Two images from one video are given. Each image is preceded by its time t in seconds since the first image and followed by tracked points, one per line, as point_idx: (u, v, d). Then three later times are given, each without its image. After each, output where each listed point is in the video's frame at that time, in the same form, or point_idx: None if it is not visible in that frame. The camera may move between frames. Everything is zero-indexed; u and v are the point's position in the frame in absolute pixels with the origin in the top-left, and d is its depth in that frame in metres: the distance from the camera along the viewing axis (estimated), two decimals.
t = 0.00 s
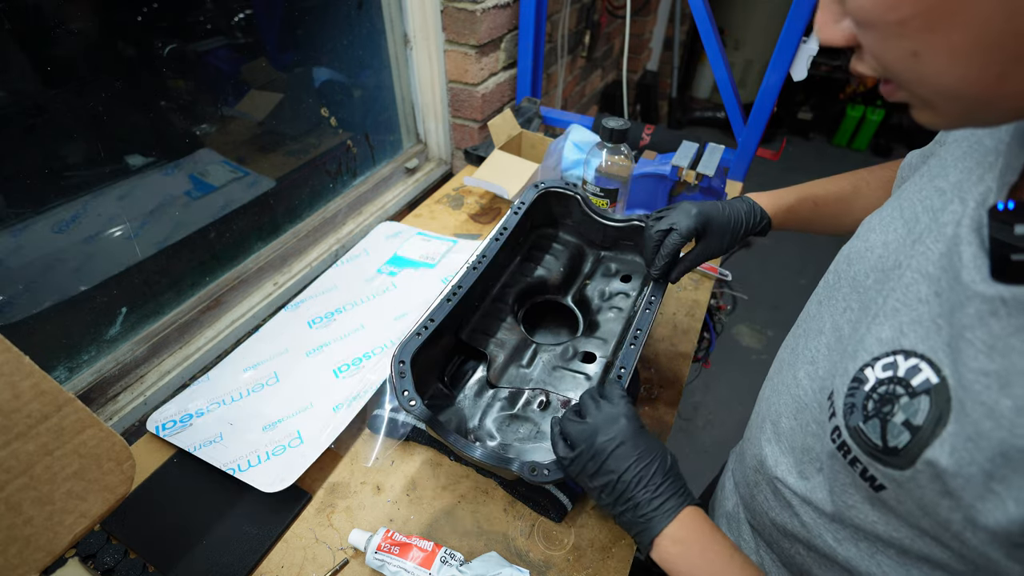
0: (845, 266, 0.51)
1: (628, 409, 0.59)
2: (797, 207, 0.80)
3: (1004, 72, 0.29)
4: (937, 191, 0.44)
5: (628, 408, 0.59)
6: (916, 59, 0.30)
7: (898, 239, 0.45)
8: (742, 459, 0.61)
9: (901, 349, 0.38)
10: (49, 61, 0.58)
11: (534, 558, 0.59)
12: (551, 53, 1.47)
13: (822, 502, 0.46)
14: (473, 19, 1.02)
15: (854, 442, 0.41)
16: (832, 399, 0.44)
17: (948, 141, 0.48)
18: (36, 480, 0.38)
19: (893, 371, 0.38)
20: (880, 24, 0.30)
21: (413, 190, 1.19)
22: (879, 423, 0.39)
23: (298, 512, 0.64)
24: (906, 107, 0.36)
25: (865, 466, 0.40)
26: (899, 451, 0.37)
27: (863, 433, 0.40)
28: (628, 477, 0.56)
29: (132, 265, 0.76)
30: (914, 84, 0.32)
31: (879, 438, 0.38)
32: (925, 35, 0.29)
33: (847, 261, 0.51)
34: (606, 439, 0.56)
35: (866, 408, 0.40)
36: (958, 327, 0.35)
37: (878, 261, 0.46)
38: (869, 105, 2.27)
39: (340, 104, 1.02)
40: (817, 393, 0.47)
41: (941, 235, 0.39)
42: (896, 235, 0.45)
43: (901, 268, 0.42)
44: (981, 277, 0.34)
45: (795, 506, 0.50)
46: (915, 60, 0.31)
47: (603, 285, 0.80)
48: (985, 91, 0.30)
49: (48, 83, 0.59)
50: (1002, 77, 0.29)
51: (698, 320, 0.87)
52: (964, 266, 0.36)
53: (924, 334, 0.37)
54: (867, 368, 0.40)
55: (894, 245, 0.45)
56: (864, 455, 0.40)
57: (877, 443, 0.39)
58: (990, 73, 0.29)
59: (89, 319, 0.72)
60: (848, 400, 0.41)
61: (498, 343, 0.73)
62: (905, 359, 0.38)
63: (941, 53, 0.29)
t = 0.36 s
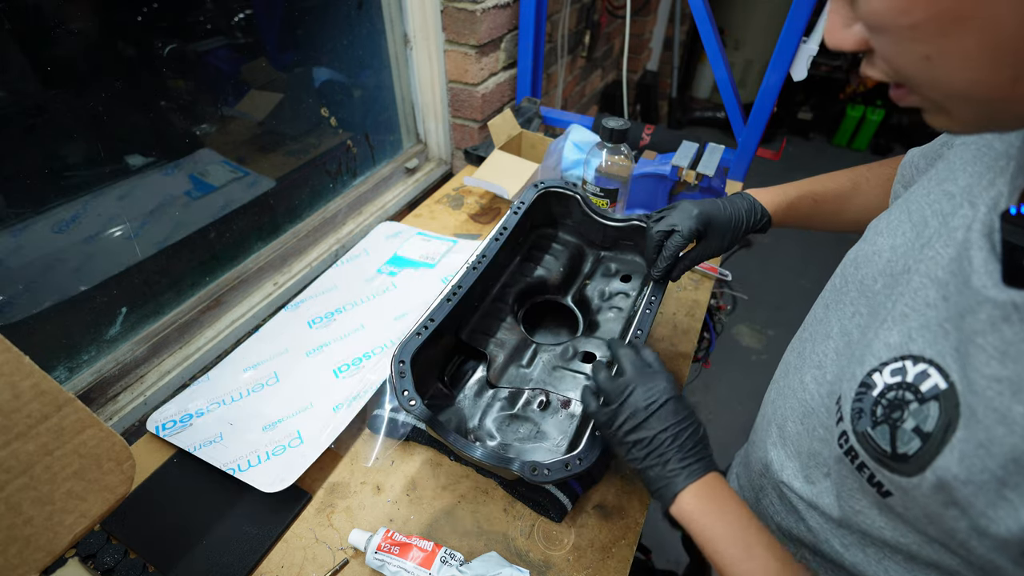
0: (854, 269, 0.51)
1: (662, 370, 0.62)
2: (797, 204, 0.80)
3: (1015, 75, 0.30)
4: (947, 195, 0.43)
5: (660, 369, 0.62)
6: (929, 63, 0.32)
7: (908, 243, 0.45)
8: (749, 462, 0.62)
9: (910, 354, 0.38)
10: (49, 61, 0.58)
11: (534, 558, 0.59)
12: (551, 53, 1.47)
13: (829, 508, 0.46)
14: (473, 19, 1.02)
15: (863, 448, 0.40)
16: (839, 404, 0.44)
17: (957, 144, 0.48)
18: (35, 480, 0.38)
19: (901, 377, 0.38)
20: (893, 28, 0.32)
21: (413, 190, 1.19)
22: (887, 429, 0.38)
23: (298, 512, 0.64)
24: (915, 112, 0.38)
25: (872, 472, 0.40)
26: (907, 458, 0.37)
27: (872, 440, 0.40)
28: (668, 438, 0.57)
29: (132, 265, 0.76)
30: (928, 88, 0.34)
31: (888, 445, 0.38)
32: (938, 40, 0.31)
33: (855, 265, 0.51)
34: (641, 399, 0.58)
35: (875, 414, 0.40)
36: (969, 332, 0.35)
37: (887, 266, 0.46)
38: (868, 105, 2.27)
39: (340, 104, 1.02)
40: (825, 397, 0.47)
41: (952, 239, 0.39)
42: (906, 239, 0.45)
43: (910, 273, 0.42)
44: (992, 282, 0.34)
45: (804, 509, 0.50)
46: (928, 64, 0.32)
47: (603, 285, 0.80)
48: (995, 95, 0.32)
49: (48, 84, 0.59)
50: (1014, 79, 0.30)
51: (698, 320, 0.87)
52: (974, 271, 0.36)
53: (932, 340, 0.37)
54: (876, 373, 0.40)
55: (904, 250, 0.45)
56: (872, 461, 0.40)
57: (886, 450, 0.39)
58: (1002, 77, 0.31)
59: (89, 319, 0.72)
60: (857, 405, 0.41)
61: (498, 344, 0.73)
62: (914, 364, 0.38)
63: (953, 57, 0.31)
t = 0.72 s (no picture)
0: (857, 268, 0.51)
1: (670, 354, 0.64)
2: (801, 204, 0.80)
3: (999, 67, 0.31)
4: (949, 194, 0.44)
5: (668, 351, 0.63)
6: (918, 51, 0.33)
7: (911, 241, 0.45)
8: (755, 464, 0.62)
9: (909, 352, 0.38)
10: (49, 61, 0.58)
11: (534, 558, 0.59)
12: (551, 53, 1.47)
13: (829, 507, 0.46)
14: (473, 19, 1.02)
15: (863, 445, 0.41)
16: (840, 401, 0.44)
17: (962, 143, 0.48)
18: (35, 480, 0.38)
19: (901, 374, 0.38)
20: (888, 15, 0.33)
21: (413, 190, 1.19)
22: (888, 426, 0.38)
23: (298, 512, 0.64)
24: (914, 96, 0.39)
25: (872, 469, 0.40)
26: (906, 453, 0.37)
27: (873, 436, 0.40)
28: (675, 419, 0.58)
29: (132, 264, 0.76)
30: (920, 77, 0.35)
31: (888, 441, 0.38)
32: (929, 29, 0.32)
33: (857, 265, 0.51)
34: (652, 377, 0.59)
35: (875, 411, 0.40)
36: (968, 329, 0.35)
37: (889, 264, 0.46)
38: (868, 105, 2.27)
39: (340, 104, 1.02)
40: (825, 395, 0.47)
41: (953, 236, 0.39)
42: (908, 237, 0.45)
43: (912, 271, 0.42)
44: (993, 279, 0.34)
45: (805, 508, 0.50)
46: (917, 53, 0.33)
47: (603, 285, 0.80)
48: (983, 85, 0.33)
49: (48, 84, 0.59)
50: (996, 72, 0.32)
51: (698, 320, 0.87)
52: (975, 268, 0.36)
53: (932, 337, 0.37)
54: (876, 370, 0.40)
55: (906, 248, 0.45)
56: (872, 458, 0.40)
57: (886, 446, 0.39)
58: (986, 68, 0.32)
59: (89, 319, 0.73)
60: (856, 402, 0.41)
61: (498, 343, 0.73)
62: (914, 361, 0.38)
63: (941, 47, 0.32)
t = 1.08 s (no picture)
0: (857, 268, 0.51)
1: (572, 201, 0.64)
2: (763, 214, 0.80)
3: (1007, 49, 0.31)
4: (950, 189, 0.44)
5: (572, 201, 0.64)
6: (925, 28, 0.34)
7: (910, 234, 0.45)
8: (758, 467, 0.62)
9: (918, 328, 0.38)
10: (49, 61, 0.58)
11: (534, 558, 0.59)
12: (551, 53, 1.47)
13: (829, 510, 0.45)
14: (473, 19, 1.02)
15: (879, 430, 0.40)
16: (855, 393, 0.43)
17: (954, 142, 0.48)
18: (36, 480, 0.38)
19: (909, 349, 0.38)
20: None
21: (413, 190, 1.19)
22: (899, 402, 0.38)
23: (298, 512, 0.64)
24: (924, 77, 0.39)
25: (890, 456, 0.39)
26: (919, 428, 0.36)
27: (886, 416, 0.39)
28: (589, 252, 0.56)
29: (132, 264, 0.76)
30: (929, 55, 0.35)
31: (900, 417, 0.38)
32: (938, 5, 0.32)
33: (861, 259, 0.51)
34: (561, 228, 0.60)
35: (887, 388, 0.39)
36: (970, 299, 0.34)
37: (888, 258, 0.46)
38: (868, 105, 2.27)
39: (340, 104, 1.02)
40: (836, 393, 0.47)
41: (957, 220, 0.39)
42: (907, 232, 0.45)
43: (912, 259, 0.42)
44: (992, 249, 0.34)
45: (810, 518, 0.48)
46: (926, 29, 0.34)
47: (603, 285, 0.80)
48: (989, 66, 0.33)
49: (48, 84, 0.59)
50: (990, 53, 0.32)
51: (698, 320, 0.87)
52: (974, 245, 0.36)
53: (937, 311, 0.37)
54: (889, 352, 0.40)
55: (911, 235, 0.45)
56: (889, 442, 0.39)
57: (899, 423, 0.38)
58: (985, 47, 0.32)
59: (89, 319, 0.73)
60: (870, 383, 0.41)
61: (498, 343, 0.74)
62: (920, 335, 0.37)
63: (946, 24, 0.32)
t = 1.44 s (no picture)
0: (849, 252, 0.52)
1: (550, 203, 0.71)
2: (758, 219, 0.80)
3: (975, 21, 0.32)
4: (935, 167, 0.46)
5: (548, 204, 0.71)
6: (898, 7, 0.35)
7: (894, 209, 0.46)
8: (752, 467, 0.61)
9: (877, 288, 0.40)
10: (49, 61, 0.58)
11: (534, 558, 0.59)
12: (551, 53, 1.47)
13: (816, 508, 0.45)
14: (473, 19, 1.02)
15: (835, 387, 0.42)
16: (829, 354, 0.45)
17: (947, 131, 0.50)
18: (35, 480, 0.38)
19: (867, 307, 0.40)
20: None
21: (413, 190, 1.19)
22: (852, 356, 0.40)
23: (298, 512, 0.64)
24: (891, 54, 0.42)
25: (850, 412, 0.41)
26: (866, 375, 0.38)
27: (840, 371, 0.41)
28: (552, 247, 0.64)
29: (132, 265, 0.76)
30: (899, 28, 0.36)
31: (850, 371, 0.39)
32: None
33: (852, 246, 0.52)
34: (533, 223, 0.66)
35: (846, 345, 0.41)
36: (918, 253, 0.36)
37: (871, 233, 0.47)
38: (868, 105, 2.27)
39: (340, 104, 1.02)
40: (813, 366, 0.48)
41: (926, 188, 0.41)
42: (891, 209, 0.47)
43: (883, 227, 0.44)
44: (936, 205, 0.37)
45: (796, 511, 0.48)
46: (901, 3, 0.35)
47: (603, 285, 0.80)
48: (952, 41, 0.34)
49: (48, 84, 0.59)
50: (959, 35, 0.34)
51: (698, 320, 0.87)
52: (923, 205, 0.38)
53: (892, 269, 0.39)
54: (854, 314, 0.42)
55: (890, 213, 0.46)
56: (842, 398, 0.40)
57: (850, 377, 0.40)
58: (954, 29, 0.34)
59: (89, 319, 0.73)
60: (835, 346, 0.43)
61: (498, 343, 0.74)
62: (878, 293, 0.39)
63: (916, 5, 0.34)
